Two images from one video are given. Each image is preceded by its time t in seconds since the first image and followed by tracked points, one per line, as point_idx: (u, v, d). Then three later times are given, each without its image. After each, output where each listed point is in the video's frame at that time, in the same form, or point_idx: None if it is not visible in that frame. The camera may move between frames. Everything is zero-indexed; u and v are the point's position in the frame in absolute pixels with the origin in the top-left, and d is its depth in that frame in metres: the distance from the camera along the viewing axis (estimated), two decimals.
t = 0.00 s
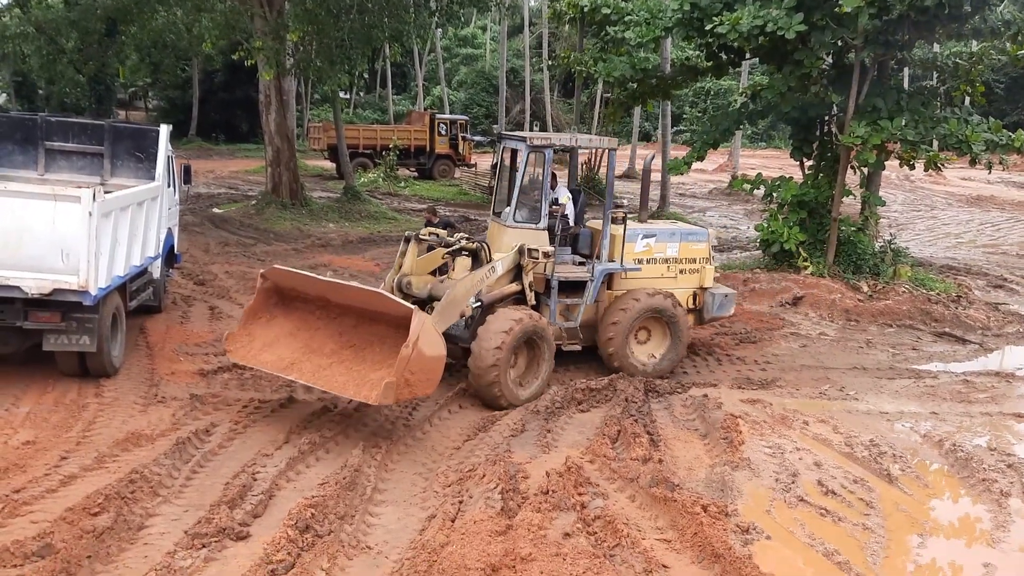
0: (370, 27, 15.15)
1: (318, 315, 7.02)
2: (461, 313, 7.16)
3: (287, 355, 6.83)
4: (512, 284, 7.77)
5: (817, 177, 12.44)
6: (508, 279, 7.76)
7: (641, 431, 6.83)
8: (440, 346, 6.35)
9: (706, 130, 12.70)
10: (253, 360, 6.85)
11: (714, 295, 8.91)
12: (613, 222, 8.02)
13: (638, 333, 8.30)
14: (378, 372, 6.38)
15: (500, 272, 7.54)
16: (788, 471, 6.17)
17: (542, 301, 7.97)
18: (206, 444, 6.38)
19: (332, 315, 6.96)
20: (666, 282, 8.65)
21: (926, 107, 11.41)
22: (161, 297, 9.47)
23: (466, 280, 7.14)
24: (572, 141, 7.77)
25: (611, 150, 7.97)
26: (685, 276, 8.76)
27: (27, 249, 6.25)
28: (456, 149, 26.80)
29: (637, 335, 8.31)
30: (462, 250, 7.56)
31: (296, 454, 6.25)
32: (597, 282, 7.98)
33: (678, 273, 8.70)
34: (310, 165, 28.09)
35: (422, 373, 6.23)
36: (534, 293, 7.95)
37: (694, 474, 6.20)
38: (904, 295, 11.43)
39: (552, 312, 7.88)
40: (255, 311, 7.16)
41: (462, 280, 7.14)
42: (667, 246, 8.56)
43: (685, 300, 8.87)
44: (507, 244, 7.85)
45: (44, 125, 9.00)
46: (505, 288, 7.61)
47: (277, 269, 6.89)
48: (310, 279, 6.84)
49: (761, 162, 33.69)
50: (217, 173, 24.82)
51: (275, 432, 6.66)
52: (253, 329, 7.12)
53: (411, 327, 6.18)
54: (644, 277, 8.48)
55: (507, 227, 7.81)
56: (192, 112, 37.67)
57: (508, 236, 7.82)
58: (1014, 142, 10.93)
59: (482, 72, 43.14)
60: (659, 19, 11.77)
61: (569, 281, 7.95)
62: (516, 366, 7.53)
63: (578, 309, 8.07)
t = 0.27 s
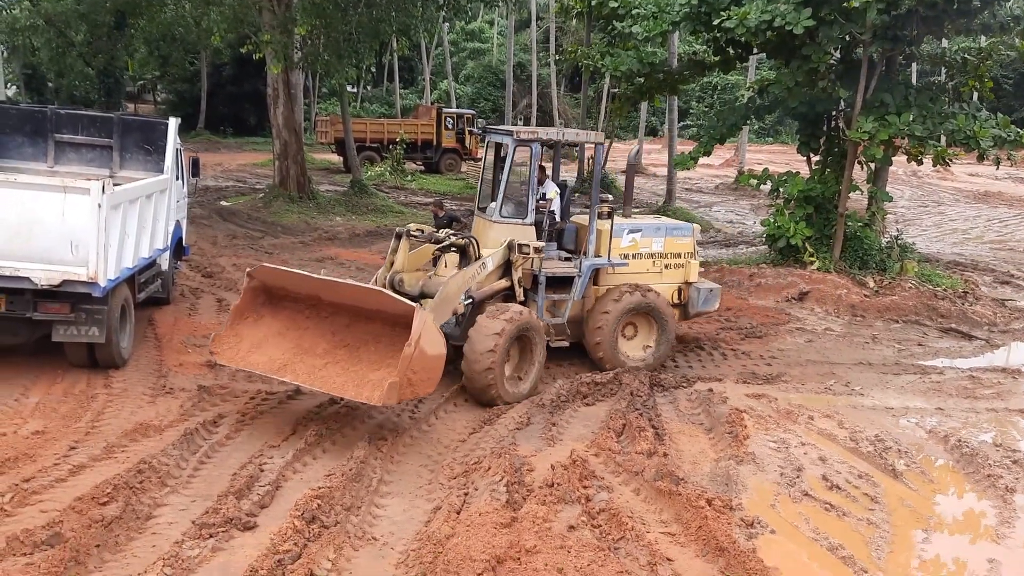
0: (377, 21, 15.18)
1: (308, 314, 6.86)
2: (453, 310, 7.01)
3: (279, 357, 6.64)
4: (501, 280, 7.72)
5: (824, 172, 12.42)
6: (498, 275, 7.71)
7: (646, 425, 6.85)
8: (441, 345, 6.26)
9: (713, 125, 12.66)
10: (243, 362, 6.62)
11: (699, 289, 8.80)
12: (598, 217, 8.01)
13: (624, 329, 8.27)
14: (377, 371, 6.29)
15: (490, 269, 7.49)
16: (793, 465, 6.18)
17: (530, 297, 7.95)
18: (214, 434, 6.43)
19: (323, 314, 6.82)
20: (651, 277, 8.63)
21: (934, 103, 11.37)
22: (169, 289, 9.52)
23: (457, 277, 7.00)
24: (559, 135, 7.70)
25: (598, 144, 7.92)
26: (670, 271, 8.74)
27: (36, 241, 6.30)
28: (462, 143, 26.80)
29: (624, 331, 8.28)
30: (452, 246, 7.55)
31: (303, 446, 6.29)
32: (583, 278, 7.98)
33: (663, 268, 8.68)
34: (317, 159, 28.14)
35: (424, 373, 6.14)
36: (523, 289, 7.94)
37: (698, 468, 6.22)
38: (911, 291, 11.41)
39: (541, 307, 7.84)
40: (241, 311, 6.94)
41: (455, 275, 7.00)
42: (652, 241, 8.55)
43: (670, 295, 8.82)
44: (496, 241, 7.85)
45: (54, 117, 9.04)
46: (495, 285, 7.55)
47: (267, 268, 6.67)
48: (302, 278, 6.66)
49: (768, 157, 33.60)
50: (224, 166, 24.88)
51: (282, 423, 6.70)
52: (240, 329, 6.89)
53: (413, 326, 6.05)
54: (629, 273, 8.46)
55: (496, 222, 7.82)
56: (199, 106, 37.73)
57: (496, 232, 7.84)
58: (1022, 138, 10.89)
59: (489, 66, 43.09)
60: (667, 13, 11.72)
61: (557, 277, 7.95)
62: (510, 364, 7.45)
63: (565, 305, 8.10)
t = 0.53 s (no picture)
0: (391, 13, 15.20)
1: (304, 315, 6.60)
2: (451, 306, 6.94)
3: (276, 359, 6.35)
4: (496, 275, 7.49)
5: (839, 166, 12.33)
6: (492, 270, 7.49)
7: (658, 419, 6.84)
8: (445, 339, 6.12)
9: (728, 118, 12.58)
10: (238, 364, 6.33)
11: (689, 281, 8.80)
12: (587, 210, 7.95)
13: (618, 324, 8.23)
14: (381, 368, 6.10)
15: (484, 264, 7.28)
16: (806, 460, 6.16)
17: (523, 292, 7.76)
18: (228, 425, 6.47)
19: (319, 313, 6.59)
20: (642, 270, 8.57)
21: (952, 97, 11.26)
22: (184, 281, 9.57)
23: (454, 273, 6.89)
24: (550, 126, 7.59)
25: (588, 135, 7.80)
26: (660, 263, 8.69)
27: (53, 232, 6.35)
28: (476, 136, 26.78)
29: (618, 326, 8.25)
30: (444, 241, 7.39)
31: (316, 437, 6.32)
32: (576, 271, 7.91)
33: (653, 261, 8.62)
34: (330, 151, 28.19)
35: (430, 368, 5.97)
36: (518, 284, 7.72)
37: (711, 462, 6.20)
38: (927, 286, 11.32)
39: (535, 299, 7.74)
40: (231, 312, 6.64)
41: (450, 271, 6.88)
42: (642, 234, 8.48)
43: (661, 288, 8.78)
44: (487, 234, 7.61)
45: (70, 109, 9.09)
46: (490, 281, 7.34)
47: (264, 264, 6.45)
48: (300, 276, 6.44)
49: (783, 151, 33.38)
50: (239, 158, 24.98)
51: (295, 414, 6.73)
52: (232, 330, 6.60)
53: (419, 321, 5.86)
54: (619, 266, 8.39)
55: (486, 217, 7.60)
56: (214, 98, 37.87)
57: (485, 227, 7.62)
58: None
59: (504, 58, 43.01)
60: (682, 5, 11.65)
61: (549, 271, 7.83)
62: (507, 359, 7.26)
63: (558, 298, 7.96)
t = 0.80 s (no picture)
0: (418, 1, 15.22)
1: (302, 314, 6.29)
2: (453, 302, 6.55)
3: (276, 360, 6.07)
4: (497, 270, 7.21)
5: (869, 157, 12.17)
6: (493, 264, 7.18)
7: (683, 410, 6.81)
8: (451, 336, 5.89)
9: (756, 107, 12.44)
10: (237, 366, 6.03)
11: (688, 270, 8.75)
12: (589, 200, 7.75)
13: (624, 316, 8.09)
14: (385, 367, 5.85)
15: (486, 257, 6.96)
16: (832, 452, 6.10)
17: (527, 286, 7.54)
18: (255, 410, 6.53)
19: (317, 312, 6.28)
20: (641, 260, 8.47)
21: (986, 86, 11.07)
22: (212, 268, 9.67)
23: (457, 267, 6.52)
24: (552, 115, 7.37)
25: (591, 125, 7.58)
26: (659, 252, 8.60)
27: (83, 219, 6.43)
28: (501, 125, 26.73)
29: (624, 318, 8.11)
30: (444, 236, 7.08)
31: (341, 423, 6.36)
32: (582, 264, 7.73)
33: (652, 251, 8.53)
34: (356, 140, 28.28)
35: (436, 366, 5.75)
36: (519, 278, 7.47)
37: (735, 453, 6.17)
38: (958, 278, 11.16)
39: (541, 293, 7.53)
40: (228, 312, 6.32)
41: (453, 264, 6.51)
42: (641, 223, 8.36)
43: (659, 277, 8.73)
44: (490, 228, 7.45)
45: (101, 97, 9.19)
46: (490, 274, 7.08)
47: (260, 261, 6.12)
48: (297, 273, 6.12)
49: (812, 141, 33.00)
50: (266, 147, 25.15)
51: (321, 401, 6.78)
52: (227, 332, 6.28)
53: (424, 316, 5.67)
54: (620, 257, 8.26)
55: (489, 211, 7.44)
56: (241, 87, 38.14)
57: (489, 220, 7.46)
58: None
59: (529, 47, 42.85)
60: None
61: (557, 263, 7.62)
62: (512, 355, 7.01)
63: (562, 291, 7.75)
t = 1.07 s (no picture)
0: None
1: (293, 308, 6.07)
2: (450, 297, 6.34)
3: (266, 358, 5.88)
4: (495, 263, 7.04)
5: (890, 146, 12.04)
6: (492, 258, 7.01)
7: (699, 399, 6.80)
8: (448, 337, 5.66)
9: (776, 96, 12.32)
10: (224, 364, 5.82)
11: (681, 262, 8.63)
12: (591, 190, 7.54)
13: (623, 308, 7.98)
14: (379, 369, 5.64)
15: (485, 251, 6.77)
16: (849, 443, 6.07)
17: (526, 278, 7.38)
18: (272, 396, 6.57)
19: (310, 306, 6.06)
20: (637, 252, 8.31)
21: (1010, 75, 10.91)
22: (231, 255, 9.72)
23: (456, 262, 6.29)
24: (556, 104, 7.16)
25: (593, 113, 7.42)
26: (653, 244, 8.46)
27: (103, 205, 6.48)
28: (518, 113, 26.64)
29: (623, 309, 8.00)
30: (442, 228, 6.91)
31: (358, 409, 6.39)
32: (586, 255, 7.58)
33: (647, 242, 8.38)
34: (373, 127, 28.28)
35: (431, 368, 5.52)
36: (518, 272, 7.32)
37: (752, 443, 6.15)
38: (978, 269, 11.04)
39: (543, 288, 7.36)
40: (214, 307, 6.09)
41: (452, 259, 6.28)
42: (638, 214, 8.20)
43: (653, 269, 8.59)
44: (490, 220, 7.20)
45: (120, 84, 9.23)
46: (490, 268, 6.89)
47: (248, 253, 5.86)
48: (287, 268, 5.85)
49: (833, 130, 32.67)
50: (284, 134, 25.22)
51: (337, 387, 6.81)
52: (215, 326, 6.06)
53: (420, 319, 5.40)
54: (617, 248, 8.08)
55: (490, 202, 7.17)
56: (260, 74, 38.21)
57: (490, 212, 7.20)
58: None
59: (548, 35, 42.63)
60: None
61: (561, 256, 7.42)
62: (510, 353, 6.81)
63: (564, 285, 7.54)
